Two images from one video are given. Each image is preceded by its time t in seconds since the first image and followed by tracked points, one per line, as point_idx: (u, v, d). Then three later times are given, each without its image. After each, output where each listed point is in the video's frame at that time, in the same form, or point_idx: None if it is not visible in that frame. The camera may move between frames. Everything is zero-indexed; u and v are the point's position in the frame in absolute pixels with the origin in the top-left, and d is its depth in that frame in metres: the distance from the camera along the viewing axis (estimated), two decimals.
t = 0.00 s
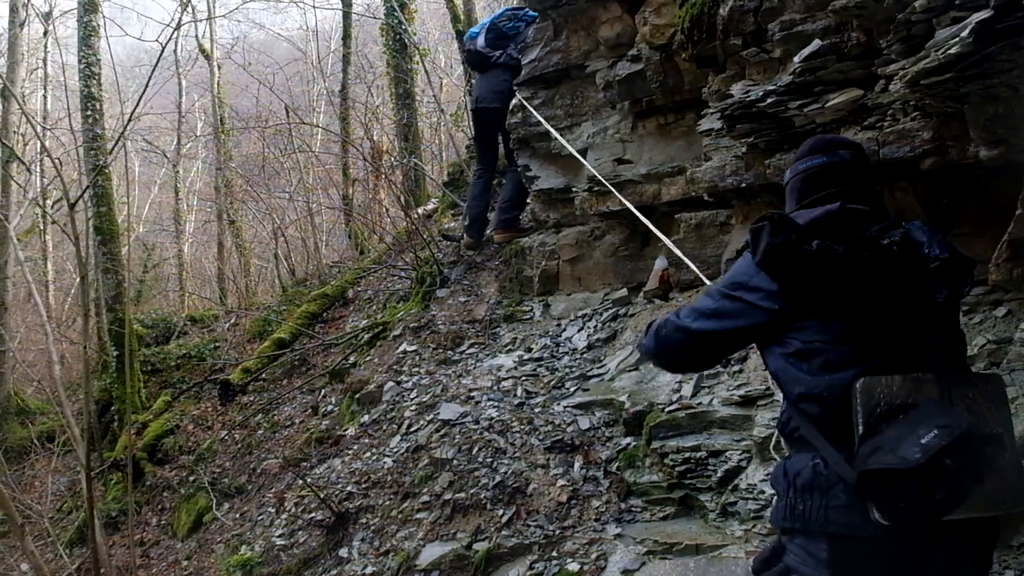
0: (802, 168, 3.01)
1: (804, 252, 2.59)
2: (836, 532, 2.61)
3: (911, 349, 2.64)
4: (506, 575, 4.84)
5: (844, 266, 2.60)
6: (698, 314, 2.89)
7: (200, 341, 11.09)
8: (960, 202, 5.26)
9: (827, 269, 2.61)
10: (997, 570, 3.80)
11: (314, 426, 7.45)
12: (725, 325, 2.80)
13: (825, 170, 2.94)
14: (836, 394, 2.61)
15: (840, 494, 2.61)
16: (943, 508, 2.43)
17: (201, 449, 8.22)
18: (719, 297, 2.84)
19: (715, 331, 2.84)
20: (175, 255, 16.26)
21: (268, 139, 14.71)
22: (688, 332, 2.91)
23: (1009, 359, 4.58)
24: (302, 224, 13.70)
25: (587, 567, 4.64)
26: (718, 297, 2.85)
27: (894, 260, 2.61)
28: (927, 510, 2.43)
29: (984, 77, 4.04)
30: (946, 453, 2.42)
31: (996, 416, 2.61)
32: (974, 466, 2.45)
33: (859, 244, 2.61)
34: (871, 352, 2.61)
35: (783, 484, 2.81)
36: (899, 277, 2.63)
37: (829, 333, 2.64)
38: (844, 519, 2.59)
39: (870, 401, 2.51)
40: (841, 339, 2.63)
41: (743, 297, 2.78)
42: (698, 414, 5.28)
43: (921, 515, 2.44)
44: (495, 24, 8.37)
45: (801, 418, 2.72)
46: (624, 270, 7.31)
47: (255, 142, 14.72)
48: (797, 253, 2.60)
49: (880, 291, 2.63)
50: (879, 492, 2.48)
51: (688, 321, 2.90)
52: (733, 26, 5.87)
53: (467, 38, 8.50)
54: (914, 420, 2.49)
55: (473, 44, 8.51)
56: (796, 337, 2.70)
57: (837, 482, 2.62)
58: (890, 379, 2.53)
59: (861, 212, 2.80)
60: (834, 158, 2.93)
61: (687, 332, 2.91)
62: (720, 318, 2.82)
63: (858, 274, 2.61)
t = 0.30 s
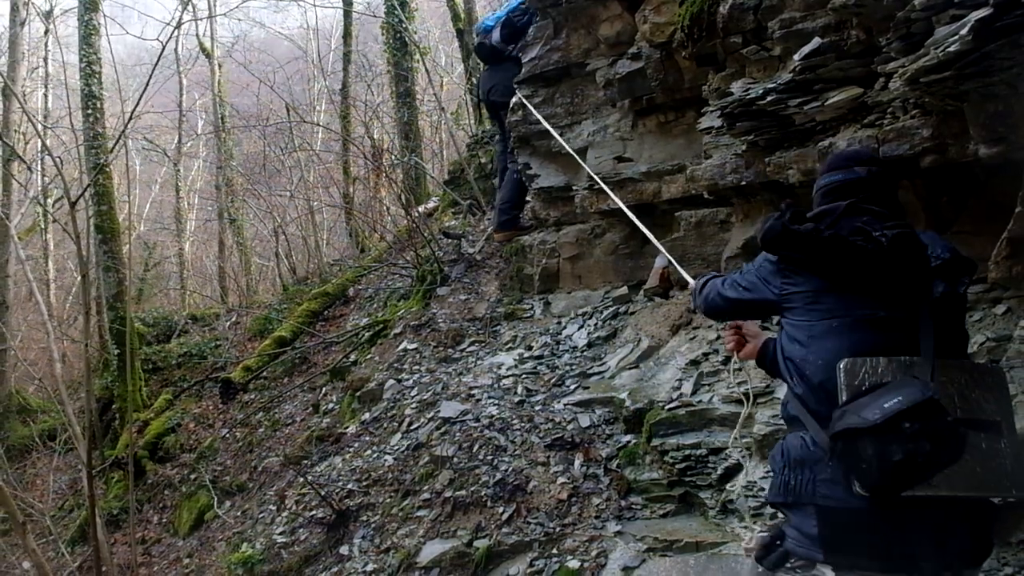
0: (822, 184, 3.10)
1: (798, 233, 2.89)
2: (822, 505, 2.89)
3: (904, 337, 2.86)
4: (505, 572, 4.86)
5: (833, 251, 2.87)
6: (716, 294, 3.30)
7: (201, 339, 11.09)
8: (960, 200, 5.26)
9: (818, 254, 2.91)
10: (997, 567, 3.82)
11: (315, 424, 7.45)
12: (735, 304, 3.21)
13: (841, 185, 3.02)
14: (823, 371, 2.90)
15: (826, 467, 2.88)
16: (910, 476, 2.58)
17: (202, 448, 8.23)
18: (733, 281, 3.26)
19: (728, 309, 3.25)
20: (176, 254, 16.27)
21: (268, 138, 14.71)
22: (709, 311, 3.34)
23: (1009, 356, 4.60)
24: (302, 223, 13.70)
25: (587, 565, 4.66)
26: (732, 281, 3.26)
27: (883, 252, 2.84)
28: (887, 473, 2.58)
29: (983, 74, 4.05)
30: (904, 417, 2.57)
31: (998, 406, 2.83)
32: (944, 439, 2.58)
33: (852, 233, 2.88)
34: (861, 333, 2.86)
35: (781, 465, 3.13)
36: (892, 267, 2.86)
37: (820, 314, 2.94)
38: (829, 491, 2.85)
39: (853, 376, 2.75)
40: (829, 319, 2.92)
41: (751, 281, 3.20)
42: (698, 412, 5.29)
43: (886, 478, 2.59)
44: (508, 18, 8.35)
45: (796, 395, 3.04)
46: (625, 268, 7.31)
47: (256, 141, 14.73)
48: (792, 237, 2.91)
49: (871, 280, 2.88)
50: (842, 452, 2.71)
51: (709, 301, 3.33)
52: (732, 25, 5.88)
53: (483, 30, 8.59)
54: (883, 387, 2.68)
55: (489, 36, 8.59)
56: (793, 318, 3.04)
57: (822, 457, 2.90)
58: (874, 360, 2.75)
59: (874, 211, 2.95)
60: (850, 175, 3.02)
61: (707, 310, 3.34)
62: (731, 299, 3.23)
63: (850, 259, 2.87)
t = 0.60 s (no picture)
0: (831, 188, 3.11)
1: (790, 234, 3.00)
2: (807, 491, 2.88)
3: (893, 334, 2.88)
4: (506, 567, 4.88)
5: (822, 252, 2.95)
6: (719, 296, 3.38)
7: (202, 335, 11.10)
8: (961, 195, 5.27)
9: (809, 254, 2.99)
10: (996, 561, 3.84)
11: (316, 419, 7.46)
12: (735, 305, 3.30)
13: (846, 188, 3.02)
14: (809, 364, 2.94)
15: (812, 454, 2.88)
16: (882, 458, 2.62)
17: (203, 443, 8.24)
18: (734, 283, 3.34)
19: (730, 311, 3.33)
20: (176, 249, 16.27)
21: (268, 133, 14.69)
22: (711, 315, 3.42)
23: (1009, 351, 4.62)
24: (303, 219, 13.70)
25: (587, 559, 4.68)
26: (734, 282, 3.34)
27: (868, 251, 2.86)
28: (858, 454, 2.63)
29: (983, 69, 4.05)
30: (875, 400, 2.64)
31: (988, 398, 2.86)
32: (923, 424, 2.62)
33: (844, 235, 2.92)
34: (848, 328, 2.89)
35: (772, 455, 3.12)
36: (882, 266, 2.89)
37: (809, 309, 2.98)
38: (815, 477, 2.86)
39: (837, 366, 2.80)
40: (818, 316, 2.95)
41: (750, 282, 3.27)
42: (698, 406, 5.29)
43: (858, 459, 2.64)
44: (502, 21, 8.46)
45: (787, 388, 3.06)
46: (625, 263, 7.31)
47: (256, 137, 14.71)
48: (785, 237, 3.03)
49: (860, 279, 2.91)
50: (819, 435, 2.79)
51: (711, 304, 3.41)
52: (733, 19, 5.87)
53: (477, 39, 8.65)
54: (862, 375, 2.73)
55: (484, 44, 8.63)
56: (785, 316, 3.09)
57: (808, 444, 2.91)
58: (858, 351, 2.80)
59: (870, 212, 2.95)
60: (855, 179, 3.01)
61: (710, 313, 3.42)
62: (732, 300, 3.32)
63: (840, 260, 2.92)
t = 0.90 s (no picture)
0: (830, 187, 3.12)
1: (785, 233, 3.01)
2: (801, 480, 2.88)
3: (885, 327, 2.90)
4: (506, 560, 4.90)
5: (817, 249, 2.97)
6: (703, 284, 3.35)
7: (202, 329, 11.11)
8: (961, 188, 5.28)
9: (802, 252, 3.02)
10: (994, 553, 3.86)
11: (317, 413, 7.46)
12: (720, 296, 3.27)
13: (849, 186, 3.02)
14: (802, 357, 2.95)
15: (804, 443, 2.89)
16: (869, 443, 2.63)
17: (204, 437, 8.24)
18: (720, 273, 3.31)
19: (714, 300, 3.30)
20: (176, 244, 16.26)
21: (268, 127, 14.67)
22: (691, 302, 3.38)
23: (1008, 344, 4.63)
24: (302, 213, 13.68)
25: (587, 552, 4.71)
26: (721, 274, 3.31)
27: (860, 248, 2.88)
28: (842, 437, 2.65)
29: (983, 62, 4.05)
30: (859, 382, 2.67)
31: (982, 388, 2.88)
32: (908, 410, 2.65)
33: (839, 233, 2.94)
34: (842, 322, 2.91)
35: (768, 449, 3.11)
36: (876, 262, 2.91)
37: (805, 305, 2.99)
38: (807, 465, 2.85)
39: (828, 357, 2.82)
40: (813, 310, 2.96)
41: (739, 276, 3.26)
42: (698, 400, 5.30)
43: (844, 443, 2.66)
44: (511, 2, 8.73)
45: (781, 383, 3.06)
46: (625, 256, 7.30)
47: (256, 131, 14.69)
48: (780, 235, 3.03)
49: (853, 274, 2.94)
50: (808, 422, 2.81)
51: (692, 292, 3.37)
52: (733, 12, 5.87)
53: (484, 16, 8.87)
54: (851, 363, 2.75)
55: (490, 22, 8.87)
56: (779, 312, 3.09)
57: (801, 433, 2.91)
58: (850, 343, 2.82)
59: (864, 211, 2.97)
60: (861, 177, 3.02)
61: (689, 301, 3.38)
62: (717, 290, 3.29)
63: (834, 258, 2.95)
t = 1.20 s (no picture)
0: (826, 177, 3.14)
1: (778, 218, 2.97)
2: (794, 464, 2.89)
3: (874, 313, 2.91)
4: (502, 550, 4.93)
5: (807, 235, 2.96)
6: (703, 242, 3.34)
7: (197, 320, 11.09)
8: (957, 180, 5.31)
9: (792, 237, 3.00)
10: (987, 544, 3.90)
11: (312, 404, 7.46)
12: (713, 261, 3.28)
13: (844, 178, 3.07)
14: (792, 340, 2.96)
15: (798, 428, 2.90)
16: (859, 426, 2.65)
17: (199, 428, 8.24)
18: (718, 237, 3.31)
19: (708, 262, 3.29)
20: (172, 235, 16.21)
21: (263, 117, 14.60)
22: (685, 259, 3.39)
23: (1002, 336, 4.65)
24: (298, 204, 13.64)
25: (582, 542, 4.75)
26: (720, 239, 3.30)
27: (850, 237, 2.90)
28: (831, 420, 2.68)
29: (980, 54, 4.04)
30: (848, 366, 2.68)
31: (971, 373, 2.90)
32: (897, 393, 2.65)
33: (830, 221, 2.96)
34: (832, 307, 2.91)
35: (762, 434, 3.12)
36: (867, 250, 2.92)
37: (795, 288, 3.00)
38: (801, 449, 2.86)
39: (819, 342, 2.83)
40: (803, 292, 2.97)
41: (733, 246, 3.26)
42: (693, 391, 5.32)
43: (833, 426, 2.68)
44: None
45: (774, 368, 3.07)
46: (621, 248, 7.29)
47: (251, 121, 14.62)
48: (773, 220, 2.99)
49: (843, 260, 2.94)
50: (798, 406, 2.83)
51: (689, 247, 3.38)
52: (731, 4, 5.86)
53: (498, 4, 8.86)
54: (841, 348, 2.76)
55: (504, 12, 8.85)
56: (769, 292, 3.09)
57: (794, 418, 2.92)
58: (840, 329, 2.83)
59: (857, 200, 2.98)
60: (856, 170, 3.07)
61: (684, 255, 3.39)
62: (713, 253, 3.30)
63: (824, 244, 2.95)
